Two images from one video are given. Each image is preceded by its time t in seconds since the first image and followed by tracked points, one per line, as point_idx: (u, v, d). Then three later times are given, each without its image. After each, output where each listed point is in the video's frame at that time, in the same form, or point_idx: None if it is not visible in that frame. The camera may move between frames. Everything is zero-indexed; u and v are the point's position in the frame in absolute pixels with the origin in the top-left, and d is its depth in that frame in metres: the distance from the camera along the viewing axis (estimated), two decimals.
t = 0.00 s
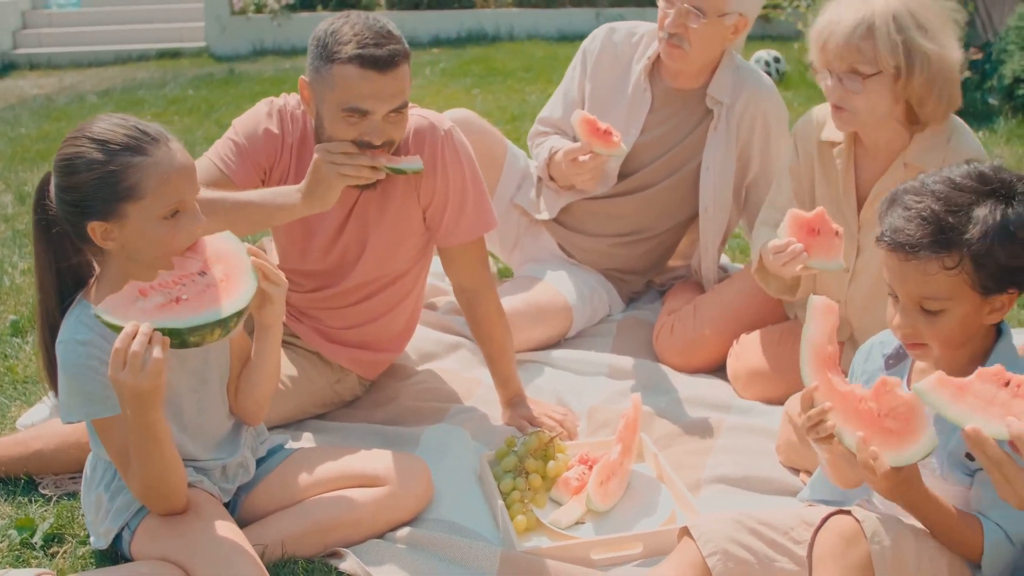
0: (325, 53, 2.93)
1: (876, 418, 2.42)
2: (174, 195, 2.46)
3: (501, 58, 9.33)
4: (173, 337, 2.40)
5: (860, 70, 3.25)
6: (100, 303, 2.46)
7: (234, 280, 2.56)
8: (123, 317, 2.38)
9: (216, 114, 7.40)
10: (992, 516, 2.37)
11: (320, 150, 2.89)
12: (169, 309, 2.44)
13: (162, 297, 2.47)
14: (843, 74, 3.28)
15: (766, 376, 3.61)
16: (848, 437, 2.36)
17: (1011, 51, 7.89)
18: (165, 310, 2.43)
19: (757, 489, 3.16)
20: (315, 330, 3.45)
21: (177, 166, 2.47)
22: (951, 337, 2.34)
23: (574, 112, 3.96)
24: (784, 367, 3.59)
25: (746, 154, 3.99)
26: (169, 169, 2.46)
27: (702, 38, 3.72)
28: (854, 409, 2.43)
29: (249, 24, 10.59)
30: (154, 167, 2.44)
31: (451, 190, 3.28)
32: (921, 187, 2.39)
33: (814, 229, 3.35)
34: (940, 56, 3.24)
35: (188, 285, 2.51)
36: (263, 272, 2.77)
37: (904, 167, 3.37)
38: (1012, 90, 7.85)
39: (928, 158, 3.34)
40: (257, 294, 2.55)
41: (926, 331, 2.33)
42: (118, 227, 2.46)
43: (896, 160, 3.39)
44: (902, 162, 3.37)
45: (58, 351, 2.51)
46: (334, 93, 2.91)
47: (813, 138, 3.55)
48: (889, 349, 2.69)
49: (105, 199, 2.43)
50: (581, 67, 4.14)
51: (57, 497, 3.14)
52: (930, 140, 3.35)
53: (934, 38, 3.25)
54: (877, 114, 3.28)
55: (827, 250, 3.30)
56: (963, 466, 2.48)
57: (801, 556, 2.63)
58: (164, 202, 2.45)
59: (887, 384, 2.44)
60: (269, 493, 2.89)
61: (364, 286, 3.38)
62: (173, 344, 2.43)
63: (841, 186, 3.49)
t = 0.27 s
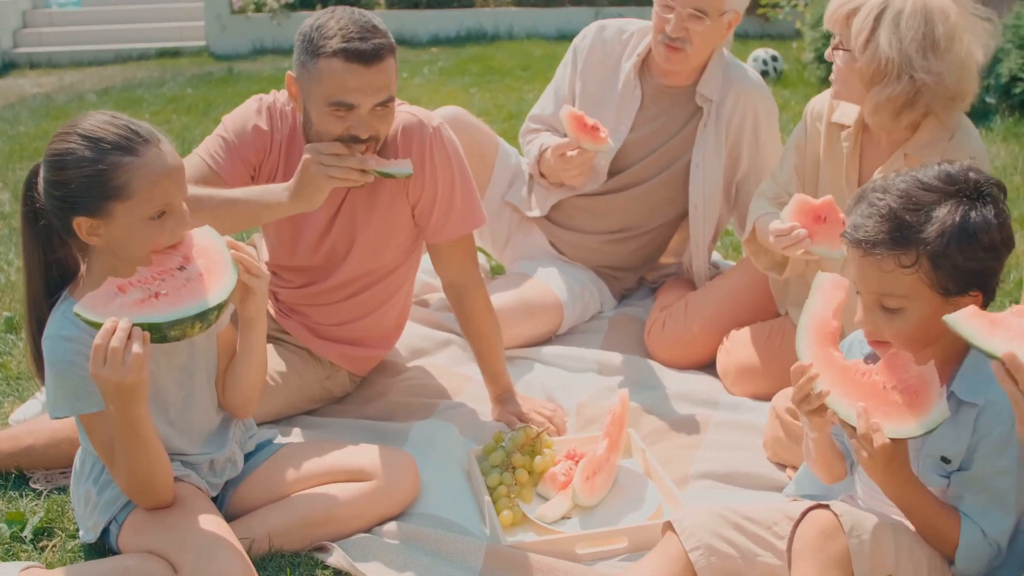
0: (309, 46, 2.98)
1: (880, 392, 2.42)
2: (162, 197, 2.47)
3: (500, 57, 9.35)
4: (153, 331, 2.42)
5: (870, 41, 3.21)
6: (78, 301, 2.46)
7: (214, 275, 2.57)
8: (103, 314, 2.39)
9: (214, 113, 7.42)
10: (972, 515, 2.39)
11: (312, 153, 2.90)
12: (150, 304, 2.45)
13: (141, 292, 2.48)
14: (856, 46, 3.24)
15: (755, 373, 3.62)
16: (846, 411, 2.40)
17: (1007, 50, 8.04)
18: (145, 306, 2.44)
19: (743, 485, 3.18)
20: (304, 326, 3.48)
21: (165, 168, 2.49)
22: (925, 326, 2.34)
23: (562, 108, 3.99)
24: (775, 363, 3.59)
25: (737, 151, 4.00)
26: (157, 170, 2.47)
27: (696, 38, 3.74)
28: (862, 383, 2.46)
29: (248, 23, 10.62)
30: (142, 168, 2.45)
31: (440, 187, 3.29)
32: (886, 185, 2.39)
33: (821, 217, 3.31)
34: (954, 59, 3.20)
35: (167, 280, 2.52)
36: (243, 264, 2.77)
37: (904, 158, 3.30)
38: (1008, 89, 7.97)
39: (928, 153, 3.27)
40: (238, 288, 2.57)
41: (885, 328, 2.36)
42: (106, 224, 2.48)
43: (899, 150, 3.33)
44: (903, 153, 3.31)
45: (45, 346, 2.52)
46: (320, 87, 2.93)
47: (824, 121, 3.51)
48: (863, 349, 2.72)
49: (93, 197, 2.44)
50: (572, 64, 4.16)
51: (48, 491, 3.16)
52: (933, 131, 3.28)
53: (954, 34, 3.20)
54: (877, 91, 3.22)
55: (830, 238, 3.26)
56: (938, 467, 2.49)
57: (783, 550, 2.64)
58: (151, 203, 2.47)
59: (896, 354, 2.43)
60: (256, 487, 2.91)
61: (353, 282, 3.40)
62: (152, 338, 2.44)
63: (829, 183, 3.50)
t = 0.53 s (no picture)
0: (297, 46, 3.07)
1: (871, 383, 2.44)
2: (147, 196, 2.50)
3: (498, 57, 9.39)
4: (138, 330, 2.47)
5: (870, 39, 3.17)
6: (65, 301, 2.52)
7: (199, 273, 2.62)
8: (86, 314, 2.44)
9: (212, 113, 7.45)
10: (950, 513, 2.41)
11: (297, 181, 2.87)
12: (134, 304, 2.50)
13: (125, 293, 2.52)
14: (856, 49, 3.19)
15: (744, 372, 3.64)
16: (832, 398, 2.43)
17: (1003, 50, 8.14)
18: (129, 305, 2.49)
19: (729, 483, 3.20)
20: (295, 325, 3.51)
21: (151, 168, 2.51)
22: (900, 326, 2.38)
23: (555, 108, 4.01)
24: (763, 363, 3.62)
25: (727, 151, 4.02)
26: (142, 170, 2.50)
27: (693, 40, 3.76)
28: (856, 371, 2.47)
29: (247, 24, 10.65)
30: (128, 168, 2.48)
31: (428, 187, 3.32)
32: (863, 193, 2.43)
33: (803, 214, 3.35)
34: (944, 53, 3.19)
35: (153, 280, 2.56)
36: (231, 263, 2.81)
37: (895, 156, 3.31)
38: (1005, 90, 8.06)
39: (918, 149, 3.28)
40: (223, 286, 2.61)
41: (857, 336, 2.41)
42: (91, 224, 2.51)
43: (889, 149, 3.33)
44: (893, 151, 3.31)
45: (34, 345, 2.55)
46: (307, 85, 3.04)
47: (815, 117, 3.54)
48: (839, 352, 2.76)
49: (78, 197, 2.47)
50: (563, 64, 4.19)
51: (40, 488, 3.19)
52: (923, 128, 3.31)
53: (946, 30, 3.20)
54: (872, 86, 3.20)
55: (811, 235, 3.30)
56: (916, 465, 2.51)
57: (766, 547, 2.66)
58: (136, 202, 2.50)
59: (892, 349, 2.44)
60: (245, 485, 2.93)
61: (343, 281, 3.43)
62: (138, 338, 2.49)
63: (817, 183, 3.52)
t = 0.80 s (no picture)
0: (282, 43, 3.10)
1: (852, 389, 2.48)
2: (136, 199, 2.53)
3: (495, 58, 9.42)
4: (120, 329, 2.50)
5: (846, 56, 3.22)
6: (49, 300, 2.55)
7: (183, 271, 2.64)
8: (69, 314, 2.47)
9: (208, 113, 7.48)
10: (928, 514, 2.44)
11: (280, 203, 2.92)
12: (116, 304, 2.52)
13: (108, 292, 2.55)
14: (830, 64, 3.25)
15: (731, 372, 3.66)
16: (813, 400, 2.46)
17: (997, 51, 8.19)
18: (112, 305, 2.51)
19: (715, 482, 3.22)
20: (285, 324, 3.53)
21: (140, 171, 2.54)
22: (876, 338, 2.42)
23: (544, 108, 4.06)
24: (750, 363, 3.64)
25: (716, 151, 4.04)
26: (131, 174, 2.52)
27: (685, 41, 3.78)
28: (839, 377, 2.51)
29: (244, 24, 10.68)
30: (117, 171, 2.51)
31: (417, 188, 3.34)
32: (833, 211, 2.43)
33: (778, 225, 3.39)
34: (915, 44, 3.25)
35: (136, 279, 2.59)
36: (216, 262, 2.81)
37: (875, 158, 3.38)
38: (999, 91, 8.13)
39: (897, 150, 3.35)
40: (207, 285, 2.64)
41: (838, 350, 2.46)
42: (80, 224, 2.53)
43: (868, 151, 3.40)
44: (873, 153, 3.38)
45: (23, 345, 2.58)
46: (292, 79, 3.07)
47: (793, 127, 3.55)
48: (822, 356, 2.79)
49: (67, 198, 2.50)
50: (553, 64, 4.21)
51: (31, 487, 3.22)
52: (904, 127, 3.37)
53: (909, 24, 3.26)
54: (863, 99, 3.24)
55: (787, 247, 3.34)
56: (895, 465, 2.54)
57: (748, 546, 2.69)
58: (126, 205, 2.52)
59: (875, 355, 2.48)
60: (233, 484, 2.96)
61: (332, 280, 3.45)
62: (122, 336, 2.53)
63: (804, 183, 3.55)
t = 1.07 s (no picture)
0: (273, 43, 3.12)
1: (840, 394, 2.51)
2: (126, 201, 2.55)
3: (491, 58, 9.45)
4: (108, 328, 2.52)
5: (820, 73, 3.26)
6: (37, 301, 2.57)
7: (171, 271, 2.65)
8: (55, 312, 2.49)
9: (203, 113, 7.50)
10: (914, 516, 2.45)
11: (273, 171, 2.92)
12: (103, 303, 2.54)
13: (95, 292, 2.57)
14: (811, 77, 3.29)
15: (721, 371, 3.68)
16: (801, 405, 2.48)
17: (990, 52, 8.23)
18: (99, 304, 2.53)
19: (703, 481, 3.24)
20: (277, 324, 3.54)
21: (130, 173, 2.55)
22: (867, 339, 2.44)
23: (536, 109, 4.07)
24: (739, 362, 3.66)
25: (705, 151, 4.06)
26: (122, 175, 2.54)
27: (674, 41, 3.80)
28: (824, 382, 2.55)
29: (240, 24, 10.69)
30: (107, 173, 2.52)
31: (407, 189, 3.36)
32: (814, 215, 2.45)
33: (774, 220, 3.39)
34: (887, 49, 3.28)
35: (124, 279, 2.60)
36: (204, 261, 2.81)
37: (855, 161, 3.41)
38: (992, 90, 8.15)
39: (877, 152, 3.38)
40: (195, 282, 2.66)
41: (829, 352, 2.47)
42: (70, 225, 2.55)
43: (848, 154, 3.43)
44: (854, 156, 3.41)
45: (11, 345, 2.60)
46: (282, 81, 3.09)
47: (776, 130, 3.60)
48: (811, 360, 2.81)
49: (57, 199, 2.51)
50: (545, 65, 4.23)
51: (22, 486, 3.24)
52: (879, 133, 3.40)
53: (882, 34, 3.29)
54: (843, 109, 3.28)
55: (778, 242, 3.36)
56: (881, 467, 2.56)
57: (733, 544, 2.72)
58: (116, 206, 2.54)
59: (859, 362, 2.54)
60: (222, 483, 2.98)
61: (323, 280, 3.47)
62: (108, 334, 2.54)
63: (794, 184, 3.57)
